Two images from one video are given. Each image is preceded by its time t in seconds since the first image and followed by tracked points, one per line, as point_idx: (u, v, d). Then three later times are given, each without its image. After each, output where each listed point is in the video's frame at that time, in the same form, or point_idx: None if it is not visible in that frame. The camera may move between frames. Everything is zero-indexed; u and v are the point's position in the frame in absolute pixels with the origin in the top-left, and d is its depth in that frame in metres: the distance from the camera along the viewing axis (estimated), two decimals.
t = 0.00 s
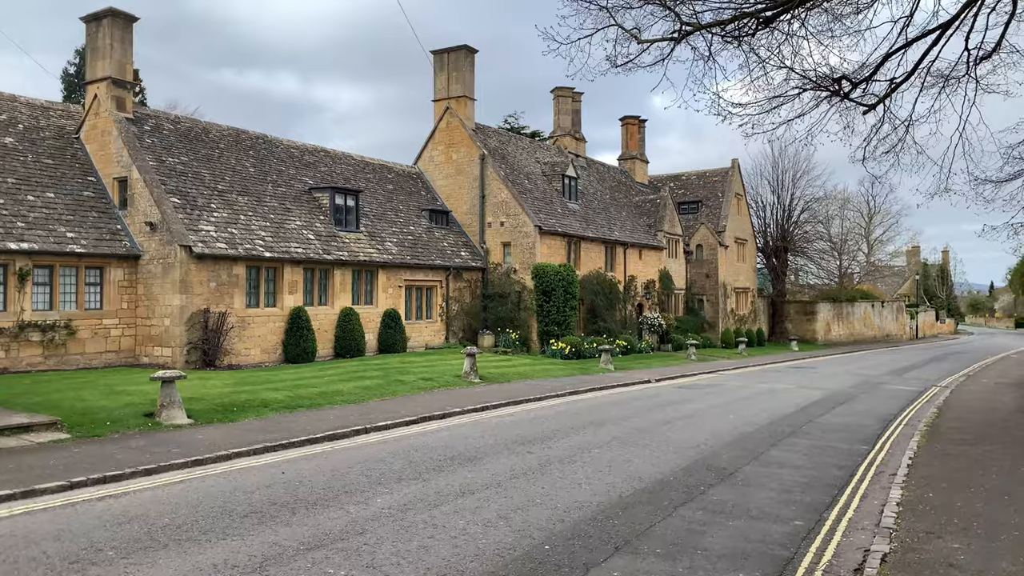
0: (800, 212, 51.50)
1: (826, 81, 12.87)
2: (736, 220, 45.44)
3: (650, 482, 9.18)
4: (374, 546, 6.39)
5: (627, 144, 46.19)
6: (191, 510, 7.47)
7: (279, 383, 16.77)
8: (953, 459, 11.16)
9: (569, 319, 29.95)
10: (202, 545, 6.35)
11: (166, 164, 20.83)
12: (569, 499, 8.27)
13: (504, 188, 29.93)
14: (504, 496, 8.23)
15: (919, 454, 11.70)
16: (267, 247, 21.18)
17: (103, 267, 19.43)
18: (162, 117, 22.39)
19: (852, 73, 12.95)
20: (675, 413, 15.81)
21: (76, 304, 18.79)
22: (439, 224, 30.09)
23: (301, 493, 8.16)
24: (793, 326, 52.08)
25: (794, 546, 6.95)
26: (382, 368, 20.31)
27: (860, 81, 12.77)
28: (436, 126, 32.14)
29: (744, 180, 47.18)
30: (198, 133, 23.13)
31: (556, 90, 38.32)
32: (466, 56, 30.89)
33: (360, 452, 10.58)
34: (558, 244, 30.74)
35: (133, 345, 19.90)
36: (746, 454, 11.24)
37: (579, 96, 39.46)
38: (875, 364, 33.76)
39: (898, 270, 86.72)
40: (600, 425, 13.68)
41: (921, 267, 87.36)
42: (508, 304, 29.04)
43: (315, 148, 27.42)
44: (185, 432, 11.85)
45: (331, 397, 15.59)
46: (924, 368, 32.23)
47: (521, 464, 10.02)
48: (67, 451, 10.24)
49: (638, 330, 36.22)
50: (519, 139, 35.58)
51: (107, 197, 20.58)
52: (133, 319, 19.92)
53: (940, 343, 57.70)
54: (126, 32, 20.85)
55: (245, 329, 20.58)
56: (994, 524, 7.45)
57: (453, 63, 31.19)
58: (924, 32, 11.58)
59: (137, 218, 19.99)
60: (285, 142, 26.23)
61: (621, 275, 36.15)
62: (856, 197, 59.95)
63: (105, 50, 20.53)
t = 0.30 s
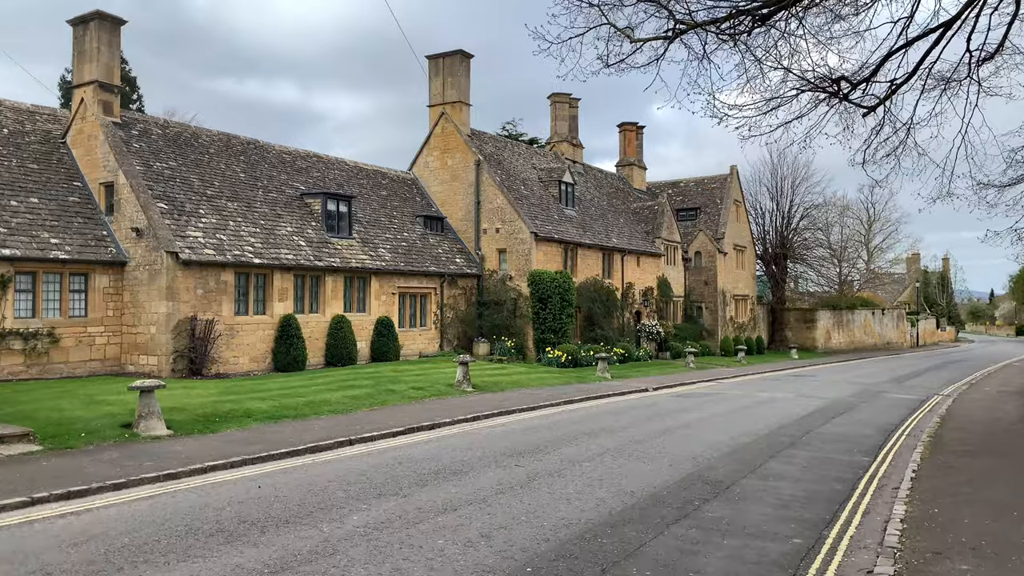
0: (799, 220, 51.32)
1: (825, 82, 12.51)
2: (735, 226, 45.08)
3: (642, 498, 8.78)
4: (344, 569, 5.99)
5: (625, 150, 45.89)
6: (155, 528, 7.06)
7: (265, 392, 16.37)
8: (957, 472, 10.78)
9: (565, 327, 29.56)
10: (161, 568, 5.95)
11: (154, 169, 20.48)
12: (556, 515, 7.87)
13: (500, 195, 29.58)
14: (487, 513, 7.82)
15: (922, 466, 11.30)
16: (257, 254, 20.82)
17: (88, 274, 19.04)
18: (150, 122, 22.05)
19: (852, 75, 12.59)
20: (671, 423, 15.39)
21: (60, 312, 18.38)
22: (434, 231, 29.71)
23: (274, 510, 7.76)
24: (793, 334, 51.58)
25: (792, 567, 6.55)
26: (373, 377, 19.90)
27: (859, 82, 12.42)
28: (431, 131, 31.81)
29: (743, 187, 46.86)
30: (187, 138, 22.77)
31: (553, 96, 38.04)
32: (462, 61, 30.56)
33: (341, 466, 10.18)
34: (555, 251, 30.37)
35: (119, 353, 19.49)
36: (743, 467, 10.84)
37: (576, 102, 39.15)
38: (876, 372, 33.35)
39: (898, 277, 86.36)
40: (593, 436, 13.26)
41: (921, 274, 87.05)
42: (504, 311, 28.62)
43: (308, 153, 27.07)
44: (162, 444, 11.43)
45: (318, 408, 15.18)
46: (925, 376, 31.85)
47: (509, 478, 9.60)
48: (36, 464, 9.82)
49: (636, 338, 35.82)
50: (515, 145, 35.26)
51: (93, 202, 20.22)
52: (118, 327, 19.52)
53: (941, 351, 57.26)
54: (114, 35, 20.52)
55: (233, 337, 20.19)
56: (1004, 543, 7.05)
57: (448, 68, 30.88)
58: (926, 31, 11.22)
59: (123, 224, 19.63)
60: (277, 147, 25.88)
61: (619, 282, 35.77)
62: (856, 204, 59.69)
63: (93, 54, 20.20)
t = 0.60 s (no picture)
0: (800, 222, 50.85)
1: (823, 77, 12.13)
2: (735, 229, 44.69)
3: (632, 510, 8.36)
4: None
5: (623, 151, 45.51)
6: (110, 544, 6.65)
7: (251, 398, 15.98)
8: (962, 482, 10.36)
9: (562, 330, 29.07)
10: None
11: (141, 169, 20.10)
12: (539, 529, 7.45)
13: (496, 196, 29.18)
14: (466, 526, 7.41)
15: (925, 475, 10.87)
16: (245, 255, 20.44)
17: (73, 276, 18.65)
18: (138, 121, 21.68)
19: (851, 70, 12.22)
20: (667, 429, 14.97)
21: (43, 315, 17.97)
22: (429, 232, 29.31)
23: (241, 524, 7.34)
24: (793, 337, 51.21)
25: None
26: (364, 381, 19.47)
27: (858, 77, 12.04)
28: (426, 132, 31.43)
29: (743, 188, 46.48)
30: (176, 138, 22.40)
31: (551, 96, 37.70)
32: (457, 61, 30.22)
33: (320, 474, 9.78)
34: (551, 253, 29.95)
35: (103, 357, 19.09)
36: (739, 476, 10.42)
37: (574, 103, 38.80)
38: (876, 376, 32.95)
39: (899, 280, 85.95)
40: (585, 442, 12.84)
41: (923, 277, 86.59)
42: (499, 314, 28.36)
43: (301, 154, 26.69)
44: (137, 451, 11.03)
45: (304, 413, 14.77)
46: (928, 380, 31.38)
47: (494, 488, 9.17)
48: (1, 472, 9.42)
49: (634, 341, 35.43)
50: (512, 146, 34.89)
51: (78, 203, 19.85)
52: (103, 330, 19.12)
53: (943, 355, 56.77)
54: (100, 33, 20.16)
55: (221, 340, 19.79)
56: (1013, 559, 6.63)
57: (444, 68, 30.52)
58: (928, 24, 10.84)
59: (109, 226, 19.25)
60: (268, 148, 25.51)
61: (617, 285, 35.37)
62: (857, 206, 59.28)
63: (78, 52, 19.83)
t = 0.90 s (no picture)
0: (799, 224, 50.47)
1: (816, 69, 11.77)
2: (732, 231, 44.33)
3: (614, 519, 7.96)
4: None
5: (620, 153, 45.15)
6: (54, 558, 6.25)
7: (232, 401, 15.59)
8: (961, 488, 9.95)
9: (556, 332, 28.61)
10: None
11: (124, 168, 19.73)
12: (513, 540, 7.05)
13: (489, 197, 28.81)
14: (437, 537, 7.00)
15: (923, 480, 10.47)
16: (231, 256, 20.08)
17: (53, 277, 18.27)
18: (122, 120, 21.32)
19: (846, 62, 11.85)
20: (658, 433, 14.56)
21: (22, 317, 17.58)
22: (421, 234, 28.91)
23: (197, 535, 6.94)
24: (792, 340, 50.87)
25: None
26: (351, 385, 19.05)
27: (853, 69, 11.66)
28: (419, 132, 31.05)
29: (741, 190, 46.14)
30: (161, 137, 22.03)
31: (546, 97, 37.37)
32: (450, 60, 29.84)
33: (292, 481, 9.39)
34: (545, 254, 29.55)
35: (85, 360, 18.71)
36: (730, 482, 10.02)
37: (570, 104, 38.45)
38: (875, 379, 32.54)
39: (899, 282, 85.60)
40: (572, 447, 12.43)
41: (922, 280, 86.32)
42: (493, 316, 28.06)
43: (290, 154, 26.31)
44: (105, 457, 10.62)
45: (285, 417, 14.36)
46: (928, 383, 30.96)
47: (471, 496, 8.77)
48: None
49: (630, 344, 35.05)
50: (506, 147, 34.53)
51: (60, 203, 19.48)
52: (85, 332, 18.75)
53: (943, 357, 56.38)
54: (82, 31, 19.78)
55: (206, 343, 19.40)
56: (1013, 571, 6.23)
57: (436, 68, 30.15)
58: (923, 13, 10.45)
59: (90, 226, 18.88)
60: (257, 147, 25.14)
61: (612, 287, 34.99)
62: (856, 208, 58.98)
63: (61, 49, 19.46)
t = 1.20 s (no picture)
0: (796, 226, 50.18)
1: (810, 66, 11.46)
2: (729, 233, 44.01)
3: (597, 534, 7.60)
4: None
5: (616, 155, 44.84)
6: None
7: (214, 408, 15.23)
8: (959, 500, 9.59)
9: (549, 335, 28.31)
10: None
11: (107, 169, 19.36)
12: (488, 559, 6.68)
13: (481, 198, 28.46)
14: (407, 556, 6.64)
15: (919, 491, 10.13)
16: (216, 259, 19.72)
17: (33, 280, 17.90)
18: (106, 120, 20.96)
19: (840, 59, 11.55)
20: (649, 440, 14.20)
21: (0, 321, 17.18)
22: (413, 236, 28.52)
23: (153, 554, 6.57)
24: (789, 343, 50.54)
25: None
26: (337, 390, 18.68)
27: (847, 66, 11.35)
28: (411, 133, 30.67)
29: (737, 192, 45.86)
30: (146, 138, 21.66)
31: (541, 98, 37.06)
32: (442, 60, 29.48)
33: (263, 493, 9.03)
34: (539, 257, 29.20)
35: (65, 365, 18.33)
36: (720, 493, 9.67)
37: (565, 105, 38.14)
38: (872, 383, 32.22)
39: (896, 284, 85.35)
40: (559, 455, 12.06)
41: (920, 282, 86.10)
42: (486, 319, 27.49)
43: (279, 155, 25.94)
44: (73, 467, 10.25)
45: (266, 424, 13.99)
46: (925, 387, 30.66)
47: (448, 509, 8.40)
48: None
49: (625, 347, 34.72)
50: (500, 148, 34.19)
51: (41, 205, 19.11)
52: (65, 337, 18.37)
53: (941, 360, 56.09)
54: (64, 29, 19.43)
55: (190, 347, 19.03)
56: None
57: (428, 68, 29.82)
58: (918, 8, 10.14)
59: (71, 228, 18.52)
60: (245, 148, 24.78)
61: (607, 290, 34.65)
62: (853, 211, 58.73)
63: (43, 47, 19.09)
